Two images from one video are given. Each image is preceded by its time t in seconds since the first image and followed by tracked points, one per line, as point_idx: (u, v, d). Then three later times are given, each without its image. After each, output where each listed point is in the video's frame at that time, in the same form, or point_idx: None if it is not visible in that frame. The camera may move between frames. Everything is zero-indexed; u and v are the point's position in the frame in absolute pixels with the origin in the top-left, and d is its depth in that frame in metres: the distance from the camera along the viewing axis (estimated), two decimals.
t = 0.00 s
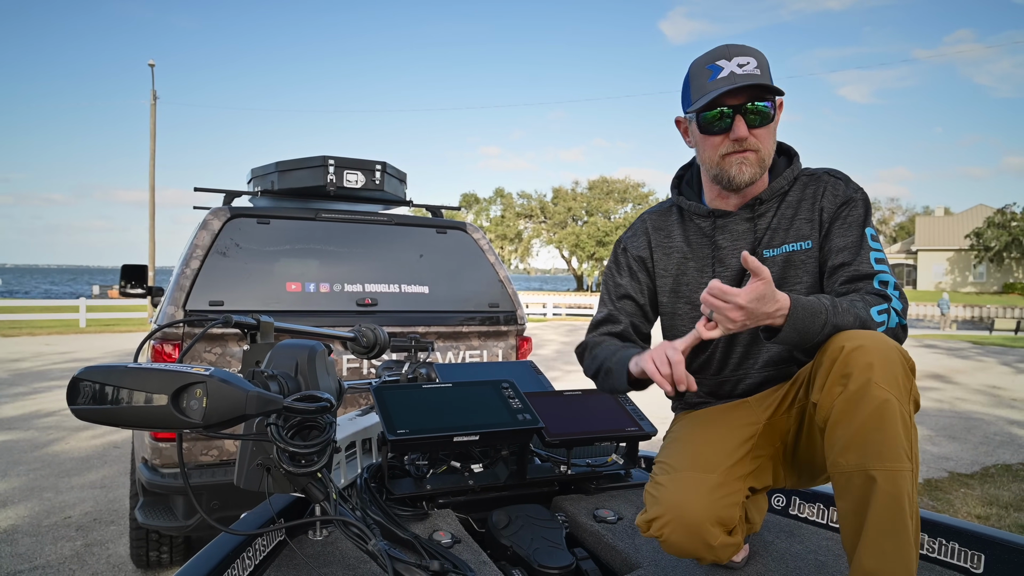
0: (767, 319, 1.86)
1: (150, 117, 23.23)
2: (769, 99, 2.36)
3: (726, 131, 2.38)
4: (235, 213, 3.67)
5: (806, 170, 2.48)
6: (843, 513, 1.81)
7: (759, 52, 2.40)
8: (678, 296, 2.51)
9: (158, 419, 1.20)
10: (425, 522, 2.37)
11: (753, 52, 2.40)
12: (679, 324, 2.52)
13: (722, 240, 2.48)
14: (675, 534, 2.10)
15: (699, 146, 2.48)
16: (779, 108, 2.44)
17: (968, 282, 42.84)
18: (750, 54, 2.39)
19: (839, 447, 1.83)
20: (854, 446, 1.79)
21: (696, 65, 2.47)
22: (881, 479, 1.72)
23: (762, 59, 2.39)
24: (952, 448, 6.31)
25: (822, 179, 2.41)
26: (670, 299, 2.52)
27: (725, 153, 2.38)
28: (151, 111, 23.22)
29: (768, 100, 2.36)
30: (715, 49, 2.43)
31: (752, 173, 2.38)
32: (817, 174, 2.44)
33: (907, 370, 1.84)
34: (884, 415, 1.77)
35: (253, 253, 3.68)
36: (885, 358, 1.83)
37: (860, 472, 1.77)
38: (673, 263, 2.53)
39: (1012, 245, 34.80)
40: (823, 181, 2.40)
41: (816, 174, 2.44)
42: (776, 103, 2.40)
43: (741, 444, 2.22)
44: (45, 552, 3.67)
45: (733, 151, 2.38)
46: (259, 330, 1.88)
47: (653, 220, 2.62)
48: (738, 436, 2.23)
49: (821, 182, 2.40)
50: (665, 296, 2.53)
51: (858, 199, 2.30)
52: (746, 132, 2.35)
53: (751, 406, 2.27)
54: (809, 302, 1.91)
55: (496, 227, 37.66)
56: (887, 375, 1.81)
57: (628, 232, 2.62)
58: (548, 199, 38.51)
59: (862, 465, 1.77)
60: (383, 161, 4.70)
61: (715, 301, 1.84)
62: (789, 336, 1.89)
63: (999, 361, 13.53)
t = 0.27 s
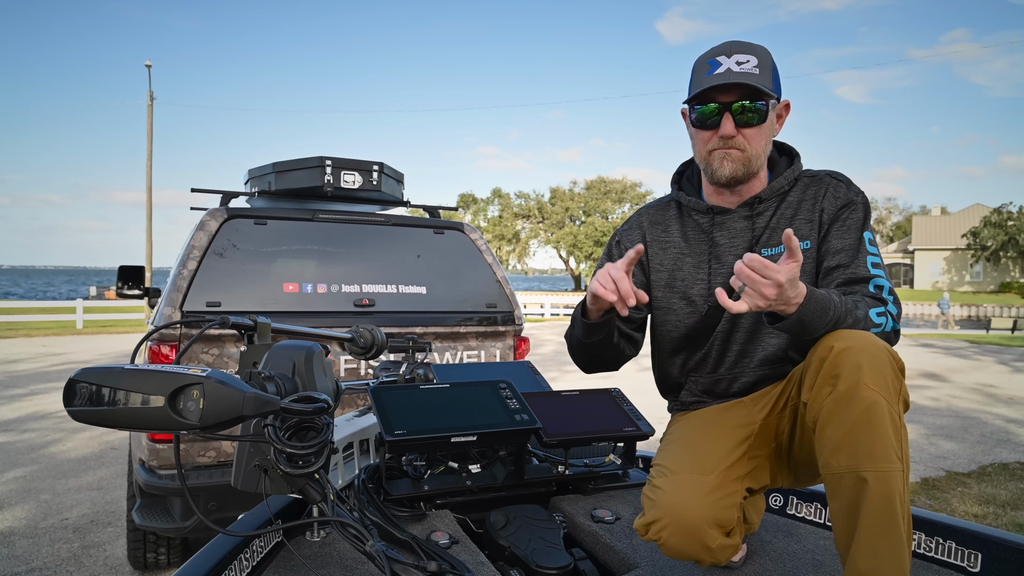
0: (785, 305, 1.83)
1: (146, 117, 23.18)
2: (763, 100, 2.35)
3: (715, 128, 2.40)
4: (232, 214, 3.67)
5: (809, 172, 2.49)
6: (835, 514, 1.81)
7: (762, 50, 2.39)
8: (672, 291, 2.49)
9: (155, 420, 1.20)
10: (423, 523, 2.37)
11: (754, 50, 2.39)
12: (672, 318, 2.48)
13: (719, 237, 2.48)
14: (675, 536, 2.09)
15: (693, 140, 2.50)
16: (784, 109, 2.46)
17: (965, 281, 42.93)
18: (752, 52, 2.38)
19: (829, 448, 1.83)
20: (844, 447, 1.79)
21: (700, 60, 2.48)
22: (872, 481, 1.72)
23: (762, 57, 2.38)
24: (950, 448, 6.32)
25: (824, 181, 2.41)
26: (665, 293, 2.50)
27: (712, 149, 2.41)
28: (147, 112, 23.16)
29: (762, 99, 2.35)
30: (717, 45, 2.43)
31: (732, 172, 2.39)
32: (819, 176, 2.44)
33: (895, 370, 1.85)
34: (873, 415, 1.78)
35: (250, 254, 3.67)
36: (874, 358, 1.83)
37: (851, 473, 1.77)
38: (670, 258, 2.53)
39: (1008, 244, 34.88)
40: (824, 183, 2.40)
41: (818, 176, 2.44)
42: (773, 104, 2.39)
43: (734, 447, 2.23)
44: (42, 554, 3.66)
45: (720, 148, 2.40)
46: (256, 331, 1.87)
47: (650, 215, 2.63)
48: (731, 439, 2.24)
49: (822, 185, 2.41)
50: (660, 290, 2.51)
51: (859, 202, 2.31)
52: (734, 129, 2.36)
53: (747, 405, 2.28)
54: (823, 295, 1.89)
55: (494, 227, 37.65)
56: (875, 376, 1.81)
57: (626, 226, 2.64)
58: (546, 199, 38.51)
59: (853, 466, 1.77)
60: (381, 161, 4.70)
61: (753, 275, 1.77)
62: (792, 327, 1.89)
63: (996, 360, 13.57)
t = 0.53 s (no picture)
0: (768, 300, 1.85)
1: (144, 117, 23.15)
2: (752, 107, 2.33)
3: (706, 134, 2.40)
4: (230, 214, 3.67)
5: (808, 173, 2.49)
6: (829, 513, 1.81)
7: (759, 53, 2.37)
8: (677, 294, 2.51)
9: (153, 420, 1.19)
10: (422, 523, 2.37)
11: (752, 53, 2.37)
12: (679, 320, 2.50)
13: (720, 238, 2.48)
14: (665, 527, 2.08)
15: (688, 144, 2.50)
16: (785, 112, 2.46)
17: (963, 280, 43.00)
18: (749, 55, 2.37)
19: (823, 447, 1.83)
20: (837, 446, 1.79)
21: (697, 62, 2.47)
22: (865, 479, 1.72)
23: (760, 57, 2.37)
24: (948, 447, 6.34)
25: (823, 182, 2.41)
26: (670, 297, 2.51)
27: (702, 155, 2.41)
28: (145, 112, 23.14)
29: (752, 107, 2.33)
30: (717, 47, 2.41)
31: (721, 181, 2.40)
32: (818, 177, 2.44)
33: (888, 369, 1.85)
34: (866, 414, 1.78)
35: (248, 254, 3.67)
36: (866, 357, 1.84)
37: (845, 471, 1.76)
38: (672, 260, 2.53)
39: (1006, 244, 34.93)
40: (824, 184, 2.40)
41: (818, 177, 2.44)
42: (768, 110, 2.36)
43: (725, 442, 2.23)
44: (41, 555, 3.65)
45: (710, 155, 2.40)
46: (254, 331, 1.87)
47: (652, 216, 2.61)
48: (722, 434, 2.24)
49: (822, 185, 2.41)
50: (667, 294, 2.52)
51: (858, 203, 2.32)
52: (723, 136, 2.36)
53: (740, 404, 2.29)
54: (810, 292, 1.91)
55: (492, 227, 37.64)
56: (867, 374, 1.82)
57: (628, 229, 2.62)
58: (544, 199, 38.52)
59: (846, 464, 1.77)
60: (379, 162, 4.70)
61: (726, 267, 1.82)
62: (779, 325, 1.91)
63: (994, 359, 13.60)
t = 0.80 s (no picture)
0: (774, 300, 1.86)
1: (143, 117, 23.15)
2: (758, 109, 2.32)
3: (712, 135, 2.40)
4: (229, 213, 3.67)
5: (810, 174, 2.48)
6: (832, 514, 1.81)
7: (766, 55, 2.37)
8: (681, 296, 2.52)
9: (152, 419, 1.20)
10: (421, 522, 2.37)
11: (759, 54, 2.37)
12: (682, 321, 2.52)
13: (724, 239, 2.48)
14: (664, 522, 2.08)
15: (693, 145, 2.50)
16: (791, 117, 2.46)
17: (962, 280, 43.02)
18: (756, 57, 2.36)
19: (826, 447, 1.83)
20: (841, 446, 1.79)
21: (704, 62, 2.47)
22: (869, 479, 1.72)
23: (767, 60, 2.37)
24: (947, 446, 6.34)
25: (826, 183, 2.41)
26: (673, 299, 2.52)
27: (707, 157, 2.42)
28: (144, 111, 23.13)
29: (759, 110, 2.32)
30: (723, 47, 2.42)
31: (726, 184, 2.40)
32: (820, 178, 2.44)
33: (890, 369, 1.86)
34: (869, 414, 1.78)
35: (247, 253, 3.67)
36: (868, 358, 1.84)
37: (848, 472, 1.76)
38: (675, 261, 2.53)
39: (1006, 243, 34.95)
40: (827, 186, 2.40)
41: (820, 178, 2.44)
42: (773, 111, 2.35)
43: (725, 438, 2.23)
44: (40, 554, 3.65)
45: (716, 156, 2.41)
46: (253, 330, 1.87)
47: (653, 217, 2.61)
48: (722, 429, 2.24)
49: (825, 187, 2.40)
50: (670, 295, 2.53)
51: (860, 204, 2.32)
52: (728, 139, 2.36)
53: (740, 402, 2.29)
54: (814, 293, 1.92)
55: (492, 226, 37.64)
56: (870, 374, 1.82)
57: (630, 230, 2.62)
58: (544, 199, 38.52)
59: (850, 464, 1.77)
60: (378, 161, 4.70)
61: (732, 268, 1.84)
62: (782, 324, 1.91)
63: (993, 358, 13.61)
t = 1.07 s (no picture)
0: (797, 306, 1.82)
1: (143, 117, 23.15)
2: (769, 104, 2.35)
3: (722, 131, 2.39)
4: (229, 214, 3.67)
5: (808, 174, 2.49)
6: (834, 512, 1.81)
7: (768, 53, 2.38)
8: (674, 291, 2.50)
9: (152, 419, 1.20)
10: (420, 523, 2.37)
11: (762, 53, 2.37)
12: (675, 317, 2.49)
13: (721, 237, 2.48)
14: (659, 526, 2.08)
15: (699, 142, 2.49)
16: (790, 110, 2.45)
17: (962, 280, 43.04)
18: (759, 55, 2.36)
19: (830, 446, 1.83)
20: (846, 444, 1.79)
21: (706, 62, 2.46)
22: (874, 478, 1.72)
23: (771, 60, 2.37)
24: (947, 446, 6.34)
25: (824, 184, 2.41)
26: (667, 294, 2.51)
27: (718, 153, 2.40)
28: (144, 112, 23.13)
29: (768, 103, 2.35)
30: (725, 47, 2.41)
31: (740, 177, 2.39)
32: (819, 179, 2.44)
33: (897, 369, 1.86)
34: (875, 413, 1.78)
35: (247, 253, 3.67)
36: (877, 357, 1.84)
37: (853, 470, 1.76)
38: (671, 257, 2.53)
39: (1005, 243, 34.97)
40: (824, 186, 2.40)
41: (818, 179, 2.44)
42: (780, 107, 2.38)
43: (721, 439, 2.23)
44: (40, 555, 3.65)
45: (727, 152, 2.39)
46: (253, 330, 1.87)
47: (652, 213, 2.62)
48: (716, 432, 2.24)
49: (822, 187, 2.41)
50: (662, 290, 2.52)
51: (858, 205, 2.31)
52: (740, 134, 2.36)
53: (737, 402, 2.29)
54: (832, 294, 1.89)
55: (491, 227, 37.64)
56: (878, 373, 1.82)
57: (627, 225, 2.62)
58: (543, 199, 38.53)
59: (854, 463, 1.76)
60: (378, 161, 4.70)
61: (773, 281, 1.74)
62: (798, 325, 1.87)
63: (993, 358, 13.62)
